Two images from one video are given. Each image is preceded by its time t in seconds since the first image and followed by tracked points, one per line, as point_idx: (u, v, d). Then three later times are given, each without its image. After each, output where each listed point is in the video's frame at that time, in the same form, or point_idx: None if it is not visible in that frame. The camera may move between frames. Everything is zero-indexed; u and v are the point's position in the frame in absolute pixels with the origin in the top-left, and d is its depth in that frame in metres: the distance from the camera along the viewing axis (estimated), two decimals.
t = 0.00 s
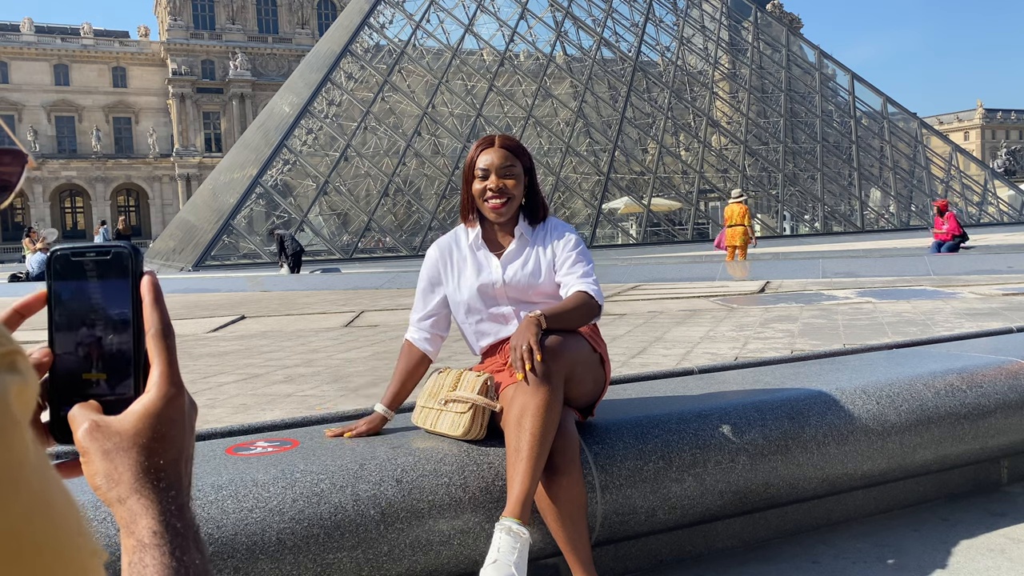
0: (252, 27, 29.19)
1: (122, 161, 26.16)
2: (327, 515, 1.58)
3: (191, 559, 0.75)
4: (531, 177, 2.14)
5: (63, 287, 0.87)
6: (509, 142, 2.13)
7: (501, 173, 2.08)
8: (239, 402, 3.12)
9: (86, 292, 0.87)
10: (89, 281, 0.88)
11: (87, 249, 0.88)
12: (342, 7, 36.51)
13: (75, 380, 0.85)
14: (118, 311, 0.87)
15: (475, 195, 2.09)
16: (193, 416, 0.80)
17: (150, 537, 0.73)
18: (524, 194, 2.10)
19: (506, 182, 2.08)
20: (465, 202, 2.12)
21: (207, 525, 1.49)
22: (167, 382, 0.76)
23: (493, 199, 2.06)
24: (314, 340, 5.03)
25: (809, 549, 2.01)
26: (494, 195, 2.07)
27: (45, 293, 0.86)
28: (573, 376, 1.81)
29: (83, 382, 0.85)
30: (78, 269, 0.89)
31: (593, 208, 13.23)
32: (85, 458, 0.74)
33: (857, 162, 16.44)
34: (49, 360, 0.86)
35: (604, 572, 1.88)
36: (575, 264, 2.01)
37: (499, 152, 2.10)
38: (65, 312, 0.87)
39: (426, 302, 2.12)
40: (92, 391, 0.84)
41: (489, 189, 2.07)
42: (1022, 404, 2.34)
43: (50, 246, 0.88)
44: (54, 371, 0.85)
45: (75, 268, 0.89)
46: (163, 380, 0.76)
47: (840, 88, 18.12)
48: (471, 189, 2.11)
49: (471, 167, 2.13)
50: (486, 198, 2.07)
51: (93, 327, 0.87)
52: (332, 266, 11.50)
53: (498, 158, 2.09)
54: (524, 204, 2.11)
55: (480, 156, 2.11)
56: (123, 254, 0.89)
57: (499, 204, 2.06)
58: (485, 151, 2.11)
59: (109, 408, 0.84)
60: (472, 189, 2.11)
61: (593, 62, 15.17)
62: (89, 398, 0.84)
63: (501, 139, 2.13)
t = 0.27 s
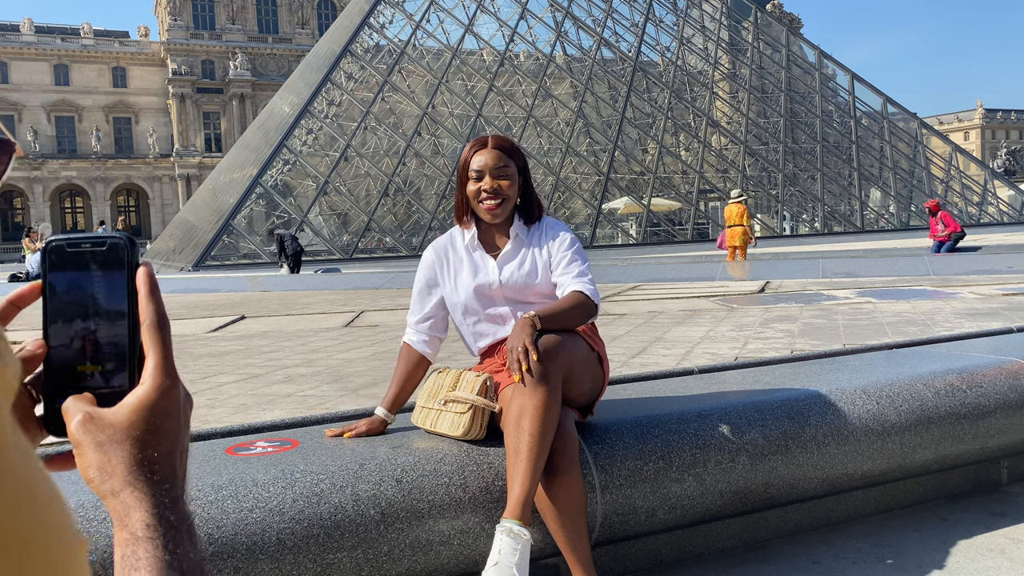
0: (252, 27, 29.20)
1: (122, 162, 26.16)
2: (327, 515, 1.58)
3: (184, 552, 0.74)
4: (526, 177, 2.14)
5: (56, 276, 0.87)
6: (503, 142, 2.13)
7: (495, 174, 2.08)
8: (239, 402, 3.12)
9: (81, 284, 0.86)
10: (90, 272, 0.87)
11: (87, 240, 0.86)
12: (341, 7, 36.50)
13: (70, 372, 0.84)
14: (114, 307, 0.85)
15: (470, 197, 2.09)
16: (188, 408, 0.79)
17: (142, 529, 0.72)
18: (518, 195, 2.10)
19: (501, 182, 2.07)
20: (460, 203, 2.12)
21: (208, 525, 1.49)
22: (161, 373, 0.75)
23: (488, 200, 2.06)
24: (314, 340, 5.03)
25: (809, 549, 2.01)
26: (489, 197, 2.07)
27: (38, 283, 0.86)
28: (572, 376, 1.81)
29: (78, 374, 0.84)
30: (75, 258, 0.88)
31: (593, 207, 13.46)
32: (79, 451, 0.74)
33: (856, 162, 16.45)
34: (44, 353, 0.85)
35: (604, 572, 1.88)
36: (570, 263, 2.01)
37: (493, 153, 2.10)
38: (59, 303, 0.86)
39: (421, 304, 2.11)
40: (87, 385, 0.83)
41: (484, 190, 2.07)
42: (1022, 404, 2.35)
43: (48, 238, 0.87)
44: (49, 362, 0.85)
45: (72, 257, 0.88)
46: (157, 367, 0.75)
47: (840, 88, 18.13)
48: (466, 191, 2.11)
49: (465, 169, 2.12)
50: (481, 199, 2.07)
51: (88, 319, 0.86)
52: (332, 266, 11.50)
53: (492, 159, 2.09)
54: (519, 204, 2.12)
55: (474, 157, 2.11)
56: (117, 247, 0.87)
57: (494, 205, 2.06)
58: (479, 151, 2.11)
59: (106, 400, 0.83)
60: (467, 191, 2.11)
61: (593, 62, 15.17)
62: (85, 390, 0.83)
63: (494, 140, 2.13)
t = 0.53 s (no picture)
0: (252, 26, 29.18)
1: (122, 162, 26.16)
2: (327, 515, 1.58)
3: (169, 507, 0.74)
4: (515, 176, 2.13)
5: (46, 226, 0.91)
6: (489, 144, 2.12)
7: (485, 178, 2.07)
8: (239, 402, 3.12)
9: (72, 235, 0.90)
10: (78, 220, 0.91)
11: (79, 191, 0.89)
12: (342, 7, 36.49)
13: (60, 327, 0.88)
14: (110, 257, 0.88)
15: (461, 202, 2.08)
16: (181, 364, 0.79)
17: (126, 481, 0.72)
18: (509, 195, 2.10)
19: (491, 185, 2.07)
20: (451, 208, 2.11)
21: (208, 525, 1.49)
22: (154, 325, 0.75)
23: (480, 204, 2.05)
24: (314, 340, 5.03)
25: (809, 549, 2.01)
26: (480, 201, 2.06)
27: (29, 238, 0.89)
28: (571, 376, 1.80)
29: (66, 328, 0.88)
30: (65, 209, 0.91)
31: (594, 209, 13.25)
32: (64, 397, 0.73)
33: (856, 162, 16.44)
34: (31, 303, 0.89)
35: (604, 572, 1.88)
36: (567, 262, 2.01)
37: (481, 156, 2.09)
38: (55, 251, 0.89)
39: (418, 308, 2.11)
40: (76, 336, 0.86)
41: (475, 194, 2.06)
42: (1022, 404, 2.34)
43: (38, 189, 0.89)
44: (36, 317, 0.88)
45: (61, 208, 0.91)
46: (150, 321, 0.75)
47: (840, 88, 18.14)
48: (456, 195, 2.10)
49: (453, 174, 2.11)
50: (472, 203, 2.07)
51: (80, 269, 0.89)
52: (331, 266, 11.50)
53: (482, 162, 2.08)
54: (510, 204, 2.11)
55: (461, 162, 2.10)
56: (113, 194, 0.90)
57: (487, 208, 2.06)
58: (468, 155, 2.09)
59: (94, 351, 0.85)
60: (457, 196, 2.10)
61: (593, 62, 15.18)
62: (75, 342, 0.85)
63: (480, 142, 2.12)
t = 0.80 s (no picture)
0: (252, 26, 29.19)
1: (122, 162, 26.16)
2: (327, 515, 1.58)
3: (115, 434, 0.63)
4: (504, 172, 2.14)
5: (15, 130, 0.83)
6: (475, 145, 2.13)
7: (474, 174, 2.08)
8: (239, 402, 3.12)
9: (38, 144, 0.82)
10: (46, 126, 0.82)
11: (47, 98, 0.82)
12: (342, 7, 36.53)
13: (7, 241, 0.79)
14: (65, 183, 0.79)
15: (453, 202, 2.08)
16: (142, 289, 0.68)
17: (63, 403, 0.62)
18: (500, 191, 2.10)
19: (480, 177, 2.08)
20: (440, 208, 2.11)
21: (207, 524, 1.49)
22: (109, 237, 0.65)
23: (471, 202, 2.06)
24: (314, 340, 5.03)
25: (809, 549, 2.01)
26: (472, 197, 2.07)
27: None
28: (574, 379, 1.81)
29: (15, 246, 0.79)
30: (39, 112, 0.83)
31: (593, 208, 13.45)
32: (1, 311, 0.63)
33: (857, 162, 16.46)
34: None
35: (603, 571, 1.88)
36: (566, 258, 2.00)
37: (468, 155, 2.10)
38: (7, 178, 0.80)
39: (417, 308, 2.12)
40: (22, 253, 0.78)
41: (466, 192, 2.07)
42: (1022, 404, 2.34)
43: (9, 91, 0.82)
44: None
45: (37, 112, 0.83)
46: (104, 235, 0.65)
47: (840, 89, 18.14)
48: (447, 195, 2.11)
49: (442, 176, 2.12)
50: (464, 202, 2.07)
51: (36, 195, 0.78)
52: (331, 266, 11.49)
53: (472, 160, 2.09)
54: (502, 199, 2.12)
55: (448, 163, 2.11)
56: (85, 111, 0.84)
57: (480, 206, 2.06)
58: (456, 154, 2.10)
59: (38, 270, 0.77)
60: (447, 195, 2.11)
61: (593, 62, 15.18)
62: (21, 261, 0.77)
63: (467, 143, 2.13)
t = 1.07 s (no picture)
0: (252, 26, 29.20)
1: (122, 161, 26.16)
2: (327, 515, 1.58)
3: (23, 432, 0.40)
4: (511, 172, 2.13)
5: None
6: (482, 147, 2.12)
7: (483, 172, 2.06)
8: (239, 402, 3.12)
9: None
10: None
11: None
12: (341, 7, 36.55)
13: None
14: None
15: (465, 200, 2.06)
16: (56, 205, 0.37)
17: None
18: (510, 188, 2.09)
19: (489, 173, 2.05)
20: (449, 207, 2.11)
21: (208, 525, 1.49)
22: None
23: (481, 196, 2.03)
24: (314, 340, 5.03)
25: (810, 549, 2.01)
26: (484, 194, 2.04)
27: None
28: (580, 381, 1.81)
29: None
30: None
31: (593, 208, 13.55)
32: None
33: (857, 162, 16.45)
34: None
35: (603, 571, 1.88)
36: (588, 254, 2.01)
37: (478, 155, 2.08)
38: None
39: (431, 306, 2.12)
40: None
41: (476, 188, 2.04)
42: (1022, 404, 2.34)
43: None
44: None
45: None
46: None
47: (839, 89, 18.14)
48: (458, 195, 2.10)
49: (452, 176, 2.10)
50: (473, 198, 2.05)
51: None
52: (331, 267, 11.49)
53: (482, 157, 2.07)
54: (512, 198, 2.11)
55: (457, 163, 2.08)
56: None
57: (491, 201, 2.04)
58: (466, 153, 2.08)
59: None
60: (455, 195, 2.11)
61: (593, 62, 15.19)
62: None
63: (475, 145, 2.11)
